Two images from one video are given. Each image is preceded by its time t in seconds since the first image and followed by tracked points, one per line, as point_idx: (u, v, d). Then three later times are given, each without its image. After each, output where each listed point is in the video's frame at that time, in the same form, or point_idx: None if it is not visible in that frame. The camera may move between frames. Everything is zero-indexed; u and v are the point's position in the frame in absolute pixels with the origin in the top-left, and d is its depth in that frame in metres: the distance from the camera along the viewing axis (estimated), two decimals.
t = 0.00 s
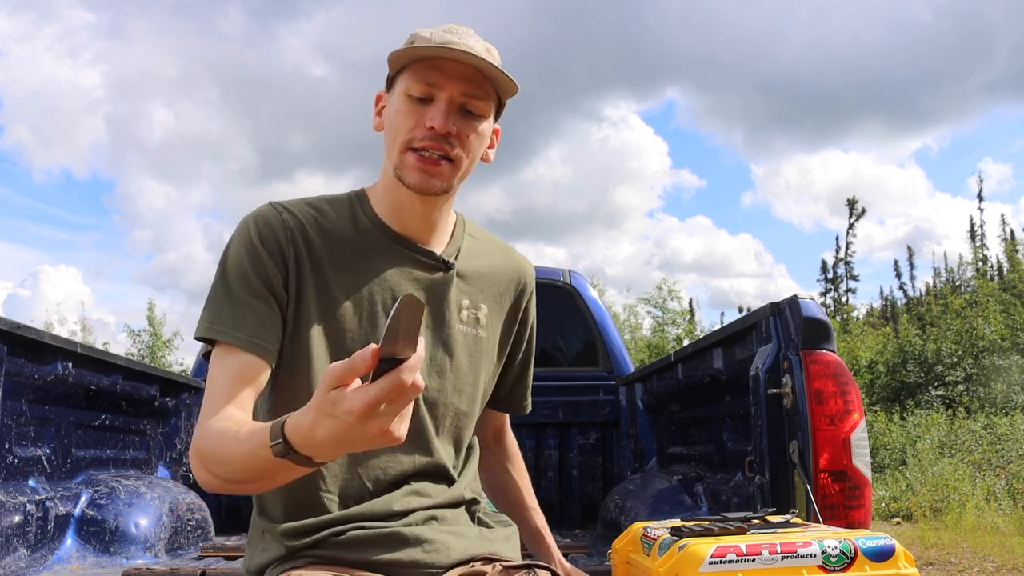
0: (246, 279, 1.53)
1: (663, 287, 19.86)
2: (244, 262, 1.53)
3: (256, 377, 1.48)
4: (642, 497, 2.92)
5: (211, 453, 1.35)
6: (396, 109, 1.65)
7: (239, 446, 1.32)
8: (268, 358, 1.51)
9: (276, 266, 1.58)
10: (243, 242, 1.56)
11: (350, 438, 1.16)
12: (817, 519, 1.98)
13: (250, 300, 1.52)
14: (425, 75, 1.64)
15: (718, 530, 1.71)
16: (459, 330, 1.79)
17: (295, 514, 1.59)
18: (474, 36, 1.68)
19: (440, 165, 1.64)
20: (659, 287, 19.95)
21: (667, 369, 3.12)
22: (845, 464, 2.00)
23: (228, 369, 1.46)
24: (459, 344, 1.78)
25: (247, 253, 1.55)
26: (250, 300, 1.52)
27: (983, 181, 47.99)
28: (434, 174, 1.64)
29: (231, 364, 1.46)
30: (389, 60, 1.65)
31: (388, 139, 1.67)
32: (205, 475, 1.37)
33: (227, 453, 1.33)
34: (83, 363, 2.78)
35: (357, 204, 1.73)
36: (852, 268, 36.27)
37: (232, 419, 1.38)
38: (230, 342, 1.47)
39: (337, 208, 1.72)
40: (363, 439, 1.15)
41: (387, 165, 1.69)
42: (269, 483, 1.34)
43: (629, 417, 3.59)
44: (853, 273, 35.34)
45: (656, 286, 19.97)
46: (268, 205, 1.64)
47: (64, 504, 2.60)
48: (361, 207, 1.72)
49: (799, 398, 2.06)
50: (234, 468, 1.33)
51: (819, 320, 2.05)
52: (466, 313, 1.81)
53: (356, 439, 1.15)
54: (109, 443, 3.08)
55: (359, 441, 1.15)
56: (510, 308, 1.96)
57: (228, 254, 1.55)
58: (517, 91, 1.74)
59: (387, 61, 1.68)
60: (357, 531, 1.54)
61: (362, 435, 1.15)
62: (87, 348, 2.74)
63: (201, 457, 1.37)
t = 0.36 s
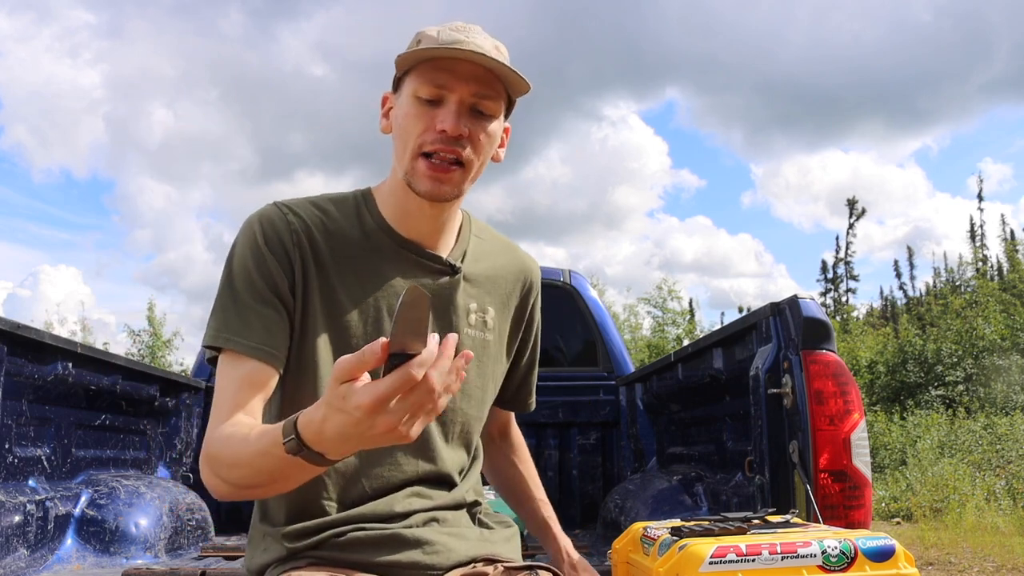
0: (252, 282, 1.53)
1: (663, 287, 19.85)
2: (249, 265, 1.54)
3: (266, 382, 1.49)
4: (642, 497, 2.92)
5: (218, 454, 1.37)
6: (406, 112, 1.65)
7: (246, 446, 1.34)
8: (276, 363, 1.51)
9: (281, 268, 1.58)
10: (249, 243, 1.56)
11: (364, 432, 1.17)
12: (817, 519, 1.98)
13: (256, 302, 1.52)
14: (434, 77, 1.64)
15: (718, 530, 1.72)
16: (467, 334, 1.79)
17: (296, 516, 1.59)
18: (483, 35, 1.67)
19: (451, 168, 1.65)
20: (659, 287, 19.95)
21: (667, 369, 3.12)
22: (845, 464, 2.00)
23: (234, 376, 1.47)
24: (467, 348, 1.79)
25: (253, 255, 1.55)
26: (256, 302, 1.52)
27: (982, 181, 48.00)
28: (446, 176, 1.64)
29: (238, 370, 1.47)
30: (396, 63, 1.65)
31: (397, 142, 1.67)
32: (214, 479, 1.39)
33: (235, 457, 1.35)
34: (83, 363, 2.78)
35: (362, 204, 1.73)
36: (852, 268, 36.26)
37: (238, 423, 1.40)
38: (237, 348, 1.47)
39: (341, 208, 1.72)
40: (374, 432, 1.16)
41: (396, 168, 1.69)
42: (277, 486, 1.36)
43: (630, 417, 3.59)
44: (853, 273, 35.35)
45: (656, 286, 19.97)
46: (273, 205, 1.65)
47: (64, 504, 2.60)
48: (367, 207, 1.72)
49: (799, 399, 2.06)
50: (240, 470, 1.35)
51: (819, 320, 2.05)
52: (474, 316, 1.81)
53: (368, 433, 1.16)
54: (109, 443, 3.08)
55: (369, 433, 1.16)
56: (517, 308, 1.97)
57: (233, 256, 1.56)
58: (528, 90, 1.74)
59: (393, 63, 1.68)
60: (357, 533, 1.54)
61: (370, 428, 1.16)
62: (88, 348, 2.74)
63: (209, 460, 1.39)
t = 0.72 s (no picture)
0: (242, 292, 1.57)
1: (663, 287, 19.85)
2: (240, 278, 1.58)
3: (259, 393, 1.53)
4: (642, 497, 2.92)
5: (214, 466, 1.39)
6: (394, 113, 1.65)
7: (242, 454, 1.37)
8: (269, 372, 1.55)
9: (272, 277, 1.61)
10: (239, 254, 1.59)
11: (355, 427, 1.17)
12: (817, 519, 1.98)
13: (246, 312, 1.56)
14: (420, 76, 1.63)
15: (718, 530, 1.72)
16: (464, 336, 1.79)
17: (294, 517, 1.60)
18: (467, 28, 1.67)
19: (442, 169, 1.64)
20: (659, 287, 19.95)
21: (667, 369, 3.12)
22: (845, 464, 2.00)
23: (228, 388, 1.52)
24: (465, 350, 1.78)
25: (242, 266, 1.59)
26: (246, 312, 1.56)
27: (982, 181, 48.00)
28: (438, 177, 1.64)
29: (234, 382, 1.52)
30: (381, 62, 1.64)
31: (386, 145, 1.67)
32: (213, 491, 1.41)
33: (229, 467, 1.37)
34: (83, 363, 2.78)
35: (353, 208, 1.74)
36: (852, 269, 36.26)
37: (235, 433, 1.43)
38: (228, 360, 1.52)
39: (333, 212, 1.74)
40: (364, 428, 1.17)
41: (387, 174, 1.69)
42: (275, 493, 1.37)
43: (630, 417, 3.59)
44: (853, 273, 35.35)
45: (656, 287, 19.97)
46: (265, 213, 1.68)
47: (64, 504, 2.60)
48: (357, 212, 1.74)
49: (799, 399, 2.06)
50: (236, 477, 1.37)
51: (819, 320, 2.05)
52: (472, 317, 1.80)
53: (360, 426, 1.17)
54: (109, 443, 3.08)
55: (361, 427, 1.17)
56: (516, 306, 1.96)
57: (225, 267, 1.60)
58: (516, 82, 1.74)
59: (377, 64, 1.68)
60: (354, 533, 1.55)
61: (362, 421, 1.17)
62: (88, 348, 2.74)
63: (207, 472, 1.41)
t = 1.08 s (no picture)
0: (241, 294, 1.61)
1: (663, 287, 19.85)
2: (239, 280, 1.62)
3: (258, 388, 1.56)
4: (642, 497, 2.92)
5: (214, 456, 1.46)
6: (380, 113, 1.65)
7: (242, 440, 1.44)
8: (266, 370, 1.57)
9: (270, 280, 1.64)
10: (240, 258, 1.64)
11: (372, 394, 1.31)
12: (817, 519, 1.98)
13: (244, 313, 1.59)
14: (403, 75, 1.64)
15: (718, 530, 1.72)
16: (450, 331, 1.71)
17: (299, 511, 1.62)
18: (447, 27, 1.68)
19: (432, 163, 1.62)
20: (659, 287, 19.94)
21: (667, 369, 3.12)
22: (845, 464, 2.00)
23: (226, 386, 1.54)
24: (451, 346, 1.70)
25: (241, 268, 1.63)
26: (244, 313, 1.59)
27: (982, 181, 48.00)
28: (428, 170, 1.62)
29: (232, 380, 1.55)
30: (364, 65, 1.66)
31: (375, 146, 1.65)
32: (213, 481, 1.49)
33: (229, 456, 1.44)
34: (83, 363, 2.78)
35: (351, 212, 1.74)
36: (852, 269, 36.26)
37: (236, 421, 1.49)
38: (226, 360, 1.55)
39: (331, 215, 1.74)
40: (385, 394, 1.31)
41: (379, 173, 1.68)
42: (274, 482, 1.45)
43: (630, 417, 3.59)
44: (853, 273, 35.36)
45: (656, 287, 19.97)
46: (267, 216, 1.72)
47: (64, 504, 2.60)
48: (354, 215, 1.73)
49: (799, 398, 2.06)
50: (235, 466, 1.44)
51: (819, 320, 2.05)
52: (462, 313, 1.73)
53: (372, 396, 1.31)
54: (109, 443, 3.07)
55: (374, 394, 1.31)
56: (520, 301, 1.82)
57: (228, 269, 1.65)
58: (499, 75, 1.73)
59: (361, 69, 1.69)
60: (355, 529, 1.56)
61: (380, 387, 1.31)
62: (87, 348, 2.75)
63: (208, 462, 1.48)
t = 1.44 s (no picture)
0: (241, 297, 1.61)
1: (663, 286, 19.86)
2: (238, 283, 1.62)
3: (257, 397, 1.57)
4: (642, 497, 2.92)
5: (218, 462, 1.47)
6: (380, 111, 1.65)
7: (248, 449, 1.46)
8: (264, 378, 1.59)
9: (269, 283, 1.65)
10: (239, 261, 1.64)
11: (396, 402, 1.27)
12: (817, 519, 1.98)
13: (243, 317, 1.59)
14: (402, 73, 1.66)
15: (718, 530, 1.72)
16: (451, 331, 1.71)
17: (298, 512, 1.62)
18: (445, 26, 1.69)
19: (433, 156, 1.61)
20: (659, 287, 19.93)
21: (667, 369, 3.12)
22: (845, 464, 2.00)
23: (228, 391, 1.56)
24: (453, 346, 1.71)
25: (241, 272, 1.63)
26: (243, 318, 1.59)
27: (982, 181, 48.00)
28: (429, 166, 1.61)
29: (233, 386, 1.56)
30: (364, 64, 1.66)
31: (375, 146, 1.65)
32: (216, 486, 1.50)
33: (234, 463, 1.46)
34: (83, 363, 2.78)
35: (350, 215, 1.74)
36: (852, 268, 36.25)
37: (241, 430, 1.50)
38: (225, 365, 1.56)
39: (331, 218, 1.75)
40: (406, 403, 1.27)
41: (378, 173, 1.68)
42: (279, 490, 1.46)
43: (630, 417, 3.59)
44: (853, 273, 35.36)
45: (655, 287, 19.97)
46: (268, 220, 1.72)
47: (64, 504, 2.60)
48: (354, 218, 1.73)
49: (799, 399, 2.06)
50: (240, 474, 1.45)
51: (819, 320, 2.05)
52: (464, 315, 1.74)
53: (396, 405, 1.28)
54: (109, 443, 3.07)
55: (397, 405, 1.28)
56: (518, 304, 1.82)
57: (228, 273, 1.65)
58: (498, 73, 1.75)
59: (361, 69, 1.70)
60: (354, 528, 1.56)
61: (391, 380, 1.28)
62: (87, 348, 2.75)
63: (212, 468, 1.49)
